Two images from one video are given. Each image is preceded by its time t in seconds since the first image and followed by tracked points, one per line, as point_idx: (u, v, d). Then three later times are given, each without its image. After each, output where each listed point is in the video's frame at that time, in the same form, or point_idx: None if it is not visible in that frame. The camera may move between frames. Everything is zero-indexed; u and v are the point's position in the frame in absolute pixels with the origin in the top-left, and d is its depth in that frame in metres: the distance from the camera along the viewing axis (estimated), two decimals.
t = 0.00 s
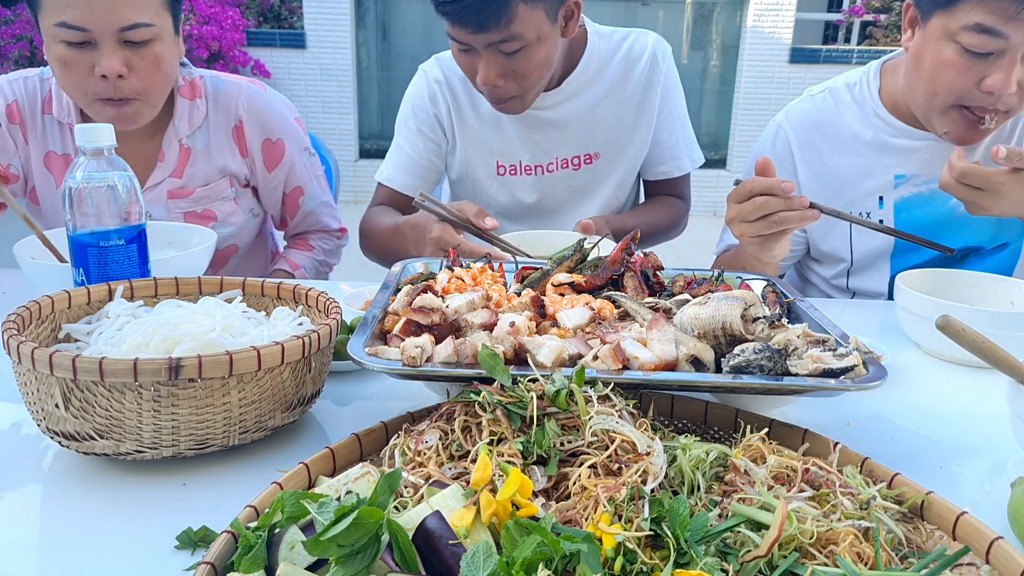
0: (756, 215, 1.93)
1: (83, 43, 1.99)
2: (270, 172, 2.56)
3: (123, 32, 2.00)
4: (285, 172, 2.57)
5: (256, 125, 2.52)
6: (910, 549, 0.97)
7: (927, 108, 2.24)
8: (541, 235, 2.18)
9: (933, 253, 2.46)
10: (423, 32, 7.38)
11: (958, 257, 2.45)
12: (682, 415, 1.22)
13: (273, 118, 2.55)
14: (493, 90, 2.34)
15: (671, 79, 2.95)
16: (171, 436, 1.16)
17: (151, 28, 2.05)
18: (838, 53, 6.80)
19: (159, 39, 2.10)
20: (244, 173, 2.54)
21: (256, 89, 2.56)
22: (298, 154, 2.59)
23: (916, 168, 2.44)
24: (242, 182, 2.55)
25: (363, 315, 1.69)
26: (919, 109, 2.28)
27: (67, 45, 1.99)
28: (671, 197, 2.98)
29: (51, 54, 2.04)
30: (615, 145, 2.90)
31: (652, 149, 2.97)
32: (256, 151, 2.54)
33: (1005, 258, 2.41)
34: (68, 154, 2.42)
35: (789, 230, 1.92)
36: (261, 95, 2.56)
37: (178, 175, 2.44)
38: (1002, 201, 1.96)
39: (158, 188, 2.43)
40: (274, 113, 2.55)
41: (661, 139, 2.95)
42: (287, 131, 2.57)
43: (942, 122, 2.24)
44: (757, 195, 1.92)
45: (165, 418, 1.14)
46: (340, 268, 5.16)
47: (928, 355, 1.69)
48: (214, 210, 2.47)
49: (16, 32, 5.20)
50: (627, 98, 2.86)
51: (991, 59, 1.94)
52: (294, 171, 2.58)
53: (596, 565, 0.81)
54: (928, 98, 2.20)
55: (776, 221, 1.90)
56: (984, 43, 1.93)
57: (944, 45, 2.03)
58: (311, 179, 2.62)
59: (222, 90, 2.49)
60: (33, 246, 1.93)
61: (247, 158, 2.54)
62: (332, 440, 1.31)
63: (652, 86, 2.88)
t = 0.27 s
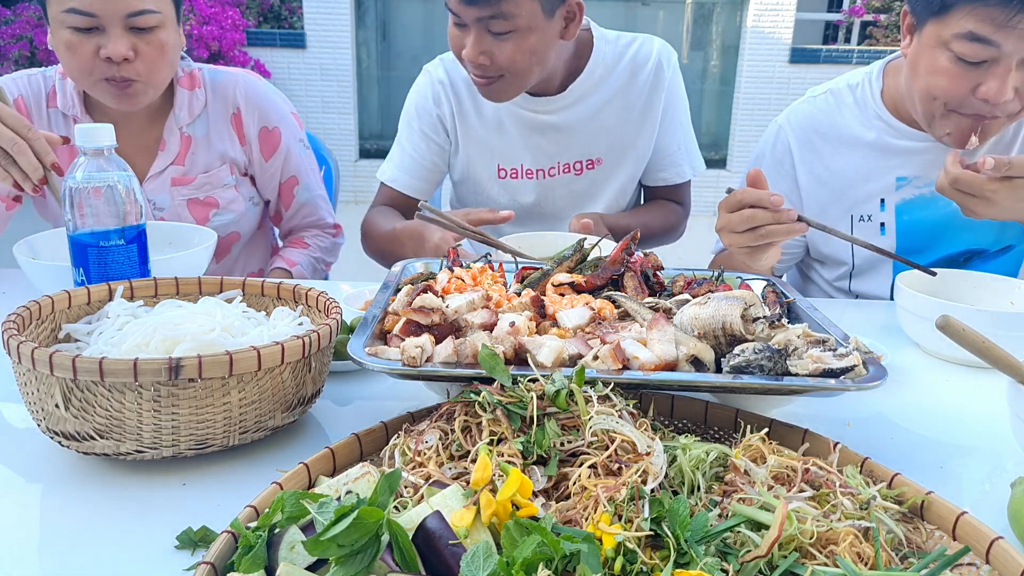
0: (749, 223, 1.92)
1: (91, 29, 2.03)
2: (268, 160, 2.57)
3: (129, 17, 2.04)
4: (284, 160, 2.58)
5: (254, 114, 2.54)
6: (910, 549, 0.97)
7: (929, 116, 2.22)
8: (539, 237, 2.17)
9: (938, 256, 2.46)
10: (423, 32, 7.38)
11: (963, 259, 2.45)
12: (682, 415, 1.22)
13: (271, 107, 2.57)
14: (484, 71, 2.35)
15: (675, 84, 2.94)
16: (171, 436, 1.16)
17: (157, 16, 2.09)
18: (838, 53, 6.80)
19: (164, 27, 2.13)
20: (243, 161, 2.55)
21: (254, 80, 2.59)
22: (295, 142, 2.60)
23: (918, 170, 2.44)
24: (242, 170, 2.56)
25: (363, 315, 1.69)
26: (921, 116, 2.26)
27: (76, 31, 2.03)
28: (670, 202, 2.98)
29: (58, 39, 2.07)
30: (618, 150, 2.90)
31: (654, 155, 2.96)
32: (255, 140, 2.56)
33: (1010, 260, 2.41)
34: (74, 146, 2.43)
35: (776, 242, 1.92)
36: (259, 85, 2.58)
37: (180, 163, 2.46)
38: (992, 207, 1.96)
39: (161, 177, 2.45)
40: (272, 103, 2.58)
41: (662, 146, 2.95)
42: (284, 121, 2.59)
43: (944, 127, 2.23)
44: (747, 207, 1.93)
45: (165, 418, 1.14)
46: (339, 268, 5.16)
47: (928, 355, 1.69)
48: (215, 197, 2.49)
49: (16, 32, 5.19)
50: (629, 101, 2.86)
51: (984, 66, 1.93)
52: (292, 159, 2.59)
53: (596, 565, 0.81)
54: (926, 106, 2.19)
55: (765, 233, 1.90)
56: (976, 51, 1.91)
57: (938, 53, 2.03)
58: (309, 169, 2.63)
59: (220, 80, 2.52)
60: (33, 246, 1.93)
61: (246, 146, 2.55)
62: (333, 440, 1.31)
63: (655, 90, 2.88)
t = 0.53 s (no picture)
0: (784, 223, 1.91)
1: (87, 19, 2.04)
2: (260, 152, 2.58)
3: (124, 5, 2.05)
4: (277, 152, 2.58)
5: (246, 106, 2.55)
6: (910, 549, 0.97)
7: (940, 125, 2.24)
8: (539, 237, 2.17)
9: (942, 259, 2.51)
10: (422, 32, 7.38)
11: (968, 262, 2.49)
12: (682, 415, 1.22)
13: (262, 99, 2.58)
14: (469, 18, 2.41)
15: (681, 93, 2.93)
16: (171, 436, 1.16)
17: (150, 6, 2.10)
18: (838, 53, 6.80)
19: (159, 17, 2.14)
20: (237, 153, 2.55)
21: (246, 73, 2.60)
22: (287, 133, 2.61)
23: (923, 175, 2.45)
24: (236, 162, 2.57)
25: (363, 315, 1.69)
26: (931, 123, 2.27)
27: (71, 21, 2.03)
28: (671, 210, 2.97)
29: (54, 31, 2.08)
30: (619, 156, 2.90)
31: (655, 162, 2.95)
32: (248, 132, 2.56)
33: (1014, 264, 2.45)
34: (71, 144, 2.42)
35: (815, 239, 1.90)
36: (251, 78, 2.59)
37: (175, 156, 2.47)
38: (1019, 213, 1.93)
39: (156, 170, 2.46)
40: (264, 96, 2.59)
41: (664, 154, 2.93)
42: (275, 113, 2.60)
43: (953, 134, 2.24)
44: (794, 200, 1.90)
45: (165, 418, 1.14)
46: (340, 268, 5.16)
47: (928, 355, 1.69)
48: (210, 188, 2.48)
49: (16, 32, 5.20)
50: (632, 105, 2.86)
51: (998, 78, 1.94)
52: (285, 150, 2.59)
53: (596, 565, 0.81)
54: (936, 115, 2.20)
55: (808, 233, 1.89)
56: (989, 63, 1.92)
57: (951, 63, 2.02)
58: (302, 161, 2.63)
59: (211, 74, 2.53)
60: (33, 247, 1.93)
61: (239, 138, 2.56)
62: (333, 440, 1.31)
63: (660, 94, 2.87)
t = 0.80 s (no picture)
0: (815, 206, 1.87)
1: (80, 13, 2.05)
2: (249, 151, 2.58)
3: None
4: (266, 151, 2.59)
5: (233, 105, 2.55)
6: (910, 549, 0.97)
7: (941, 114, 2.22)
8: (540, 238, 2.17)
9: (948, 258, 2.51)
10: (423, 32, 7.39)
11: (973, 262, 2.49)
12: (682, 415, 1.22)
13: (250, 98, 2.58)
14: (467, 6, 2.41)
15: (682, 97, 2.91)
16: (171, 436, 1.16)
17: None
18: (838, 53, 6.80)
19: (151, 8, 2.15)
20: (226, 153, 2.56)
21: (233, 72, 2.59)
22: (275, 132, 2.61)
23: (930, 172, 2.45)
24: (226, 162, 2.57)
25: (363, 315, 1.69)
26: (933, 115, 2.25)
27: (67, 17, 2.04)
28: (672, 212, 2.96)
29: (46, 26, 2.08)
30: (616, 160, 2.89)
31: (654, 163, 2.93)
32: (235, 131, 2.56)
33: (1018, 263, 2.44)
34: (59, 147, 2.42)
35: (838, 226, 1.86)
36: (238, 77, 2.59)
37: (163, 156, 2.47)
38: None
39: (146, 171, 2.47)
40: (252, 95, 2.59)
41: (663, 157, 2.91)
42: (264, 112, 2.60)
43: (958, 124, 2.23)
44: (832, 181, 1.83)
45: (165, 418, 1.14)
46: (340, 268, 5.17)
47: (928, 355, 1.69)
48: (200, 188, 2.49)
49: (16, 32, 5.20)
50: (631, 106, 2.85)
51: (990, 60, 1.94)
52: (273, 150, 2.59)
53: (596, 565, 0.81)
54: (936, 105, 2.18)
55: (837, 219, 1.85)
56: (978, 47, 1.92)
57: (943, 50, 2.02)
58: (291, 160, 2.63)
59: (198, 73, 2.53)
60: (33, 247, 1.93)
61: (228, 138, 2.56)
62: (332, 440, 1.31)
63: (660, 94, 2.86)
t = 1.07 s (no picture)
0: (812, 207, 1.86)
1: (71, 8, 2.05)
2: (248, 151, 2.60)
3: None
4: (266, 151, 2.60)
5: (232, 105, 2.57)
6: (910, 549, 0.97)
7: (956, 103, 2.20)
8: (540, 238, 2.17)
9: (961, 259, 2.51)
10: (423, 32, 7.39)
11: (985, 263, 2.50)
12: (682, 415, 1.22)
13: (249, 99, 2.60)
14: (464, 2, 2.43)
15: (678, 94, 2.93)
16: (171, 436, 1.16)
17: None
18: (838, 53, 6.80)
19: (141, 4, 2.16)
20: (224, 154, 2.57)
21: (230, 73, 2.61)
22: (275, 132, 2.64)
23: (948, 173, 2.45)
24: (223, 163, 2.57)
25: (364, 315, 1.69)
26: (947, 106, 2.23)
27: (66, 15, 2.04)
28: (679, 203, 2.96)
29: (36, 23, 2.08)
30: (615, 154, 2.88)
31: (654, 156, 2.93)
32: (235, 131, 2.58)
33: None
34: (54, 148, 2.42)
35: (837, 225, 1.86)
36: (234, 78, 2.61)
37: (160, 158, 2.47)
38: None
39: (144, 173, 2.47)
40: (249, 96, 2.61)
41: (664, 151, 2.92)
42: (262, 112, 2.62)
43: (975, 113, 2.19)
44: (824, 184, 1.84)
45: (165, 418, 1.14)
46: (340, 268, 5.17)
47: (928, 355, 1.69)
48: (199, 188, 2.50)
49: (17, 32, 5.20)
50: (628, 101, 2.85)
51: (1002, 38, 1.98)
52: (276, 149, 2.62)
53: (596, 565, 0.82)
54: (951, 92, 2.17)
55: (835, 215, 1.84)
56: (988, 20, 1.98)
57: (953, 34, 2.07)
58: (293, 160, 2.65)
59: (196, 74, 2.55)
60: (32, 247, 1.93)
61: (226, 138, 2.57)
62: (332, 440, 1.31)
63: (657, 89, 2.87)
